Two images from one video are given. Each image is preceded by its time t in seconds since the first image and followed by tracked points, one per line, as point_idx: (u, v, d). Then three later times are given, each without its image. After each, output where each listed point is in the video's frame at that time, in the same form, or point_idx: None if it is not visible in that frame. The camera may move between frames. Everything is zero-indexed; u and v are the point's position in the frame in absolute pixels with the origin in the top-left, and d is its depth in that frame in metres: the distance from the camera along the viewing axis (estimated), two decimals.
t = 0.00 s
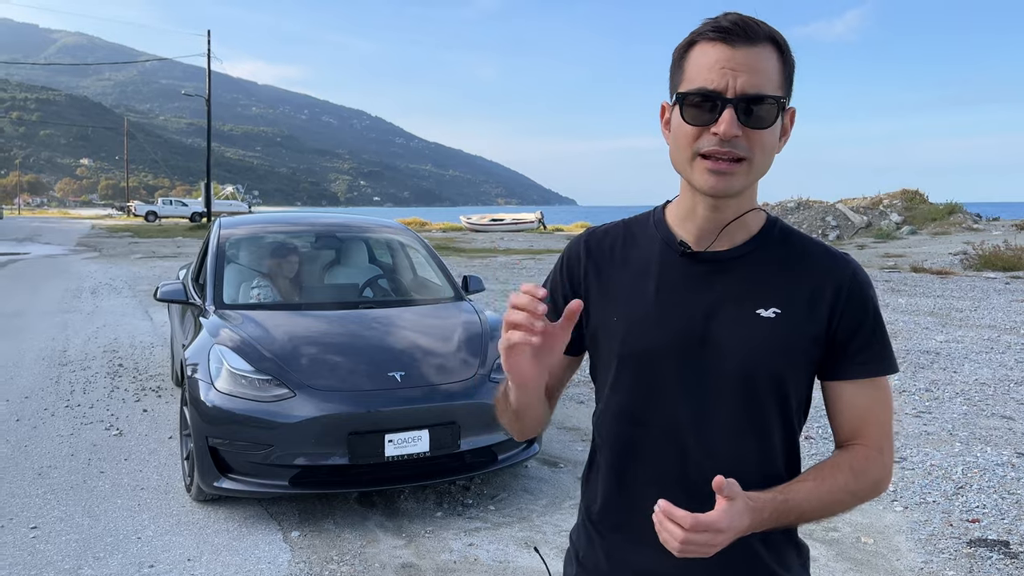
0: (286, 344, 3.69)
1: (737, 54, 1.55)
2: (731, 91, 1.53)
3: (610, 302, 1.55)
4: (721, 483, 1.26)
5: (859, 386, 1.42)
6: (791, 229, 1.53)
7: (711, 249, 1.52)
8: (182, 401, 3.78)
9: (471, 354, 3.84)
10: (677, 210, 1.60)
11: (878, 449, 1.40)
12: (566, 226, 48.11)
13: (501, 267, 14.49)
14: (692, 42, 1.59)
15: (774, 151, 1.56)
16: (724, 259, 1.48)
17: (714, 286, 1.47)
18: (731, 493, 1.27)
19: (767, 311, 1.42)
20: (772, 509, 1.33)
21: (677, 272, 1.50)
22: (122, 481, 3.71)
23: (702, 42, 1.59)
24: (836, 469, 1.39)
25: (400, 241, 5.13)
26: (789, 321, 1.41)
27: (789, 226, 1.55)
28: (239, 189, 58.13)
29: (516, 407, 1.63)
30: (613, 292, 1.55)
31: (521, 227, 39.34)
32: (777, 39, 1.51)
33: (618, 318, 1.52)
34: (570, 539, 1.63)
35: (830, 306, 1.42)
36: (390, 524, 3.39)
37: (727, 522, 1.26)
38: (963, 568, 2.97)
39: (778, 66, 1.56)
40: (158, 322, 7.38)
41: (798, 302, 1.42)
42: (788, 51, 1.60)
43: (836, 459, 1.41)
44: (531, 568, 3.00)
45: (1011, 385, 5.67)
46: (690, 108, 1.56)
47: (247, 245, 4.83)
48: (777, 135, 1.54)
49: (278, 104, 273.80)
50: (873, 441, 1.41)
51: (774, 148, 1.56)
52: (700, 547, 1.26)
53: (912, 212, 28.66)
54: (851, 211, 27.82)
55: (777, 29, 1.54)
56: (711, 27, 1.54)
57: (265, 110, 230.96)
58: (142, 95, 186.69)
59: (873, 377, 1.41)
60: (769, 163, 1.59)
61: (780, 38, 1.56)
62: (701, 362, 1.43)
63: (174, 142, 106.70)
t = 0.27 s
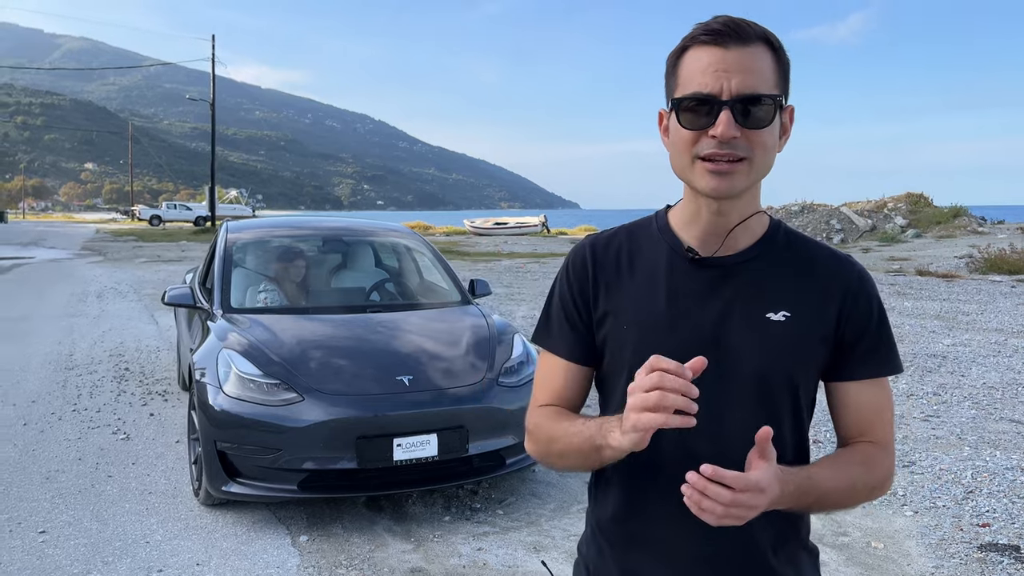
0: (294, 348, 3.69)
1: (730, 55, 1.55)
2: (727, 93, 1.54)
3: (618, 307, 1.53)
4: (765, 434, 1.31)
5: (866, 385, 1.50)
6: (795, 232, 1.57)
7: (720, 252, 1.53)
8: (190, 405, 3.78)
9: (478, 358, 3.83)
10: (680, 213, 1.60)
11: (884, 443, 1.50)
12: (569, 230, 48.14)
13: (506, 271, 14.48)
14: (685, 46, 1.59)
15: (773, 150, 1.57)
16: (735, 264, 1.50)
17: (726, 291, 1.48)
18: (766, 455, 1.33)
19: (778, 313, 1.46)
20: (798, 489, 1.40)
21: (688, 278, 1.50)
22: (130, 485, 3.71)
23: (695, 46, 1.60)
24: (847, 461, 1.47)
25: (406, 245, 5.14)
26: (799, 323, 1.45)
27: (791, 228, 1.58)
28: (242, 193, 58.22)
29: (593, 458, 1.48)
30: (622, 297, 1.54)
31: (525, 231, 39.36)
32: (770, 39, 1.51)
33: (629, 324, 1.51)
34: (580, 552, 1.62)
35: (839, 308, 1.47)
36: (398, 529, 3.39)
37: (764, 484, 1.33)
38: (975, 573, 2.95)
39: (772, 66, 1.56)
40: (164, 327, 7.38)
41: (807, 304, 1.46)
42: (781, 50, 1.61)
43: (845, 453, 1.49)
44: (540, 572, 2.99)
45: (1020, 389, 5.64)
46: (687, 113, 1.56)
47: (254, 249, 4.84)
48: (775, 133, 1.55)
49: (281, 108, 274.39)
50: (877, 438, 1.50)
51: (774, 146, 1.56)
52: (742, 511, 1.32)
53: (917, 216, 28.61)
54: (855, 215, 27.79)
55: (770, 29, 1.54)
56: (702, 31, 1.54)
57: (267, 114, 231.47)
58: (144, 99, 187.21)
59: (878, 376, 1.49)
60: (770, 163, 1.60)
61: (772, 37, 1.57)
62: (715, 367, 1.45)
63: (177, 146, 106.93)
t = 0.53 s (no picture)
0: (299, 352, 3.69)
1: (721, 59, 1.54)
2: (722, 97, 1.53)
3: (624, 311, 1.51)
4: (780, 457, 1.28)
5: (868, 388, 1.51)
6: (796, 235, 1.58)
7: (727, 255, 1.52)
8: (194, 409, 3.77)
9: (482, 361, 3.83)
10: (681, 219, 1.58)
11: (886, 445, 1.52)
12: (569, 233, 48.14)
13: (508, 274, 14.48)
14: (675, 54, 1.58)
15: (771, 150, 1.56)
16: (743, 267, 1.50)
17: (734, 295, 1.48)
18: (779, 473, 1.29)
19: (785, 316, 1.46)
20: (807, 497, 1.39)
21: (696, 282, 1.49)
22: (134, 489, 3.70)
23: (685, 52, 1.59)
24: (854, 466, 1.48)
25: (409, 248, 5.14)
26: (806, 325, 1.46)
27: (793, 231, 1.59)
28: (242, 197, 58.26)
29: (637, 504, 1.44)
30: (628, 301, 1.51)
31: (526, 234, 39.38)
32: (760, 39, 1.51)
33: (635, 328, 1.48)
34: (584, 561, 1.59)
35: (844, 311, 1.49)
36: (403, 532, 3.38)
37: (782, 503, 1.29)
38: None
39: (764, 66, 1.56)
40: (166, 330, 7.38)
41: (813, 307, 1.47)
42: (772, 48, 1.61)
43: (851, 457, 1.50)
44: None
45: None
46: (683, 121, 1.55)
47: (257, 252, 4.83)
48: (774, 134, 1.55)
49: (281, 112, 274.65)
50: (879, 440, 1.52)
51: (774, 146, 1.56)
52: (755, 531, 1.28)
53: (918, 219, 28.63)
54: (857, 218, 27.80)
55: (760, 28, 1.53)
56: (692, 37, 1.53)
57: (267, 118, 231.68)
58: (145, 103, 187.43)
59: (880, 378, 1.51)
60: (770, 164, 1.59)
61: (763, 36, 1.56)
62: (725, 371, 1.44)
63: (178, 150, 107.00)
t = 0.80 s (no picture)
0: (298, 353, 3.68)
1: (708, 63, 1.53)
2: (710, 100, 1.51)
3: (618, 317, 1.49)
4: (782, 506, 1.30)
5: (857, 388, 1.54)
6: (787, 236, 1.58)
7: (721, 259, 1.52)
8: (192, 410, 3.76)
9: (482, 363, 3.82)
10: (673, 223, 1.57)
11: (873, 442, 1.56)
12: (566, 235, 48.15)
13: (506, 276, 14.46)
14: (661, 58, 1.56)
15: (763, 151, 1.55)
16: (738, 272, 1.49)
17: (731, 300, 1.47)
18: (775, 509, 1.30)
19: (780, 320, 1.47)
20: (802, 511, 1.42)
21: (691, 287, 1.47)
22: (132, 491, 3.69)
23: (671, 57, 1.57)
24: (843, 470, 1.51)
25: (407, 249, 5.13)
26: (801, 329, 1.47)
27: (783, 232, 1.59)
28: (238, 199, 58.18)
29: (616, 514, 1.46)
30: (622, 306, 1.49)
31: (523, 236, 39.38)
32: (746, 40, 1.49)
33: (630, 334, 1.47)
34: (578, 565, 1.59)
35: (836, 313, 1.50)
36: (402, 534, 3.37)
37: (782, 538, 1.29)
38: None
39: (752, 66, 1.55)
40: (164, 331, 7.36)
41: (806, 310, 1.48)
42: (758, 47, 1.60)
43: (840, 459, 1.53)
44: None
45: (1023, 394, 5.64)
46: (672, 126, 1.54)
47: (256, 254, 4.83)
48: (764, 135, 1.54)
49: (277, 114, 274.46)
50: (866, 440, 1.55)
51: (765, 147, 1.55)
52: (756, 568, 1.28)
53: (915, 221, 28.70)
54: (854, 219, 27.86)
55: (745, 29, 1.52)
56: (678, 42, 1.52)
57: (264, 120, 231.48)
58: (141, 104, 187.18)
59: (868, 378, 1.54)
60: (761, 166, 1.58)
61: (749, 36, 1.55)
62: (722, 377, 1.43)
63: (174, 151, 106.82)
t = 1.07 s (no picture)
0: (292, 354, 3.67)
1: (683, 69, 1.54)
2: (688, 106, 1.52)
3: (604, 324, 1.49)
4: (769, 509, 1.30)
5: (842, 387, 1.54)
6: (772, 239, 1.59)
7: (710, 263, 1.52)
8: (186, 412, 3.74)
9: (477, 364, 3.82)
10: (659, 229, 1.57)
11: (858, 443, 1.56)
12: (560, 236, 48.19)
13: (500, 277, 14.46)
14: (637, 68, 1.58)
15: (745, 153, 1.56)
16: (724, 277, 1.49)
17: (718, 304, 1.47)
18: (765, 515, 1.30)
19: (767, 323, 1.47)
20: (790, 516, 1.43)
21: (679, 291, 1.47)
22: (125, 493, 3.67)
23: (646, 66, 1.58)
24: (831, 471, 1.52)
25: (402, 250, 5.12)
26: (787, 332, 1.47)
27: (770, 234, 1.60)
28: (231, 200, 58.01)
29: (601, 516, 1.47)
30: (608, 313, 1.49)
31: (517, 237, 39.38)
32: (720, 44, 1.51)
33: (616, 340, 1.47)
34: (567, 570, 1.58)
35: (821, 316, 1.51)
36: (397, 536, 3.37)
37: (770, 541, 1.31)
38: None
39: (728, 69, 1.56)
40: (157, 332, 7.32)
41: (792, 313, 1.48)
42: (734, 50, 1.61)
43: (827, 460, 1.54)
44: None
45: (1015, 395, 5.67)
46: (652, 134, 1.55)
47: (249, 255, 4.81)
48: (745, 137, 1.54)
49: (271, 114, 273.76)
50: (852, 439, 1.56)
51: (746, 149, 1.55)
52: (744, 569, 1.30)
53: (908, 222, 28.85)
54: (847, 221, 27.99)
55: (719, 33, 1.53)
56: (652, 50, 1.53)
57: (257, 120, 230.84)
58: (134, 105, 186.40)
59: (853, 378, 1.54)
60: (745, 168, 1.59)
61: (723, 40, 1.56)
62: (710, 382, 1.43)
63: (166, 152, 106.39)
